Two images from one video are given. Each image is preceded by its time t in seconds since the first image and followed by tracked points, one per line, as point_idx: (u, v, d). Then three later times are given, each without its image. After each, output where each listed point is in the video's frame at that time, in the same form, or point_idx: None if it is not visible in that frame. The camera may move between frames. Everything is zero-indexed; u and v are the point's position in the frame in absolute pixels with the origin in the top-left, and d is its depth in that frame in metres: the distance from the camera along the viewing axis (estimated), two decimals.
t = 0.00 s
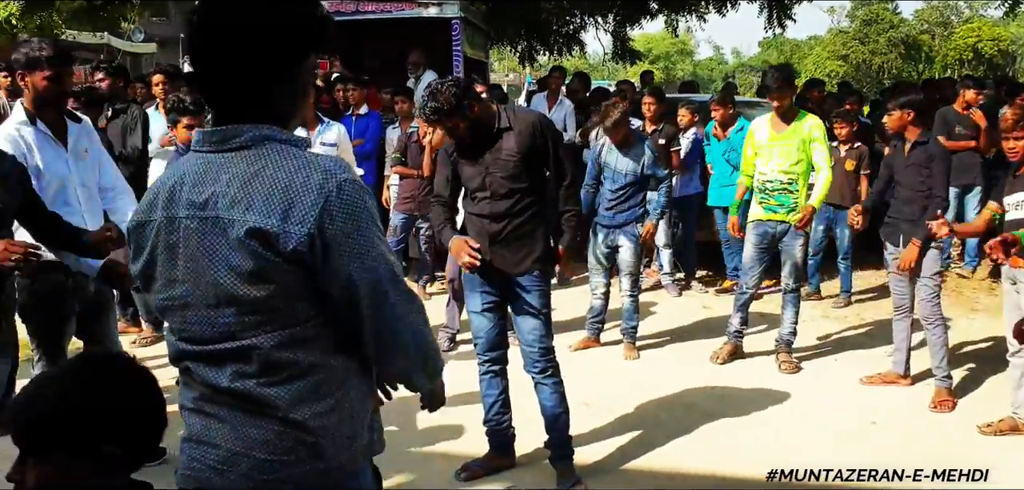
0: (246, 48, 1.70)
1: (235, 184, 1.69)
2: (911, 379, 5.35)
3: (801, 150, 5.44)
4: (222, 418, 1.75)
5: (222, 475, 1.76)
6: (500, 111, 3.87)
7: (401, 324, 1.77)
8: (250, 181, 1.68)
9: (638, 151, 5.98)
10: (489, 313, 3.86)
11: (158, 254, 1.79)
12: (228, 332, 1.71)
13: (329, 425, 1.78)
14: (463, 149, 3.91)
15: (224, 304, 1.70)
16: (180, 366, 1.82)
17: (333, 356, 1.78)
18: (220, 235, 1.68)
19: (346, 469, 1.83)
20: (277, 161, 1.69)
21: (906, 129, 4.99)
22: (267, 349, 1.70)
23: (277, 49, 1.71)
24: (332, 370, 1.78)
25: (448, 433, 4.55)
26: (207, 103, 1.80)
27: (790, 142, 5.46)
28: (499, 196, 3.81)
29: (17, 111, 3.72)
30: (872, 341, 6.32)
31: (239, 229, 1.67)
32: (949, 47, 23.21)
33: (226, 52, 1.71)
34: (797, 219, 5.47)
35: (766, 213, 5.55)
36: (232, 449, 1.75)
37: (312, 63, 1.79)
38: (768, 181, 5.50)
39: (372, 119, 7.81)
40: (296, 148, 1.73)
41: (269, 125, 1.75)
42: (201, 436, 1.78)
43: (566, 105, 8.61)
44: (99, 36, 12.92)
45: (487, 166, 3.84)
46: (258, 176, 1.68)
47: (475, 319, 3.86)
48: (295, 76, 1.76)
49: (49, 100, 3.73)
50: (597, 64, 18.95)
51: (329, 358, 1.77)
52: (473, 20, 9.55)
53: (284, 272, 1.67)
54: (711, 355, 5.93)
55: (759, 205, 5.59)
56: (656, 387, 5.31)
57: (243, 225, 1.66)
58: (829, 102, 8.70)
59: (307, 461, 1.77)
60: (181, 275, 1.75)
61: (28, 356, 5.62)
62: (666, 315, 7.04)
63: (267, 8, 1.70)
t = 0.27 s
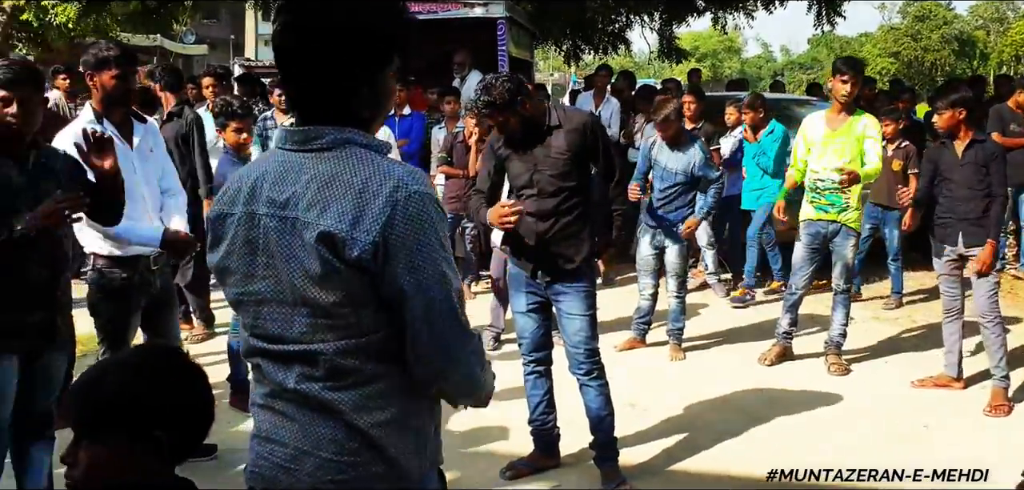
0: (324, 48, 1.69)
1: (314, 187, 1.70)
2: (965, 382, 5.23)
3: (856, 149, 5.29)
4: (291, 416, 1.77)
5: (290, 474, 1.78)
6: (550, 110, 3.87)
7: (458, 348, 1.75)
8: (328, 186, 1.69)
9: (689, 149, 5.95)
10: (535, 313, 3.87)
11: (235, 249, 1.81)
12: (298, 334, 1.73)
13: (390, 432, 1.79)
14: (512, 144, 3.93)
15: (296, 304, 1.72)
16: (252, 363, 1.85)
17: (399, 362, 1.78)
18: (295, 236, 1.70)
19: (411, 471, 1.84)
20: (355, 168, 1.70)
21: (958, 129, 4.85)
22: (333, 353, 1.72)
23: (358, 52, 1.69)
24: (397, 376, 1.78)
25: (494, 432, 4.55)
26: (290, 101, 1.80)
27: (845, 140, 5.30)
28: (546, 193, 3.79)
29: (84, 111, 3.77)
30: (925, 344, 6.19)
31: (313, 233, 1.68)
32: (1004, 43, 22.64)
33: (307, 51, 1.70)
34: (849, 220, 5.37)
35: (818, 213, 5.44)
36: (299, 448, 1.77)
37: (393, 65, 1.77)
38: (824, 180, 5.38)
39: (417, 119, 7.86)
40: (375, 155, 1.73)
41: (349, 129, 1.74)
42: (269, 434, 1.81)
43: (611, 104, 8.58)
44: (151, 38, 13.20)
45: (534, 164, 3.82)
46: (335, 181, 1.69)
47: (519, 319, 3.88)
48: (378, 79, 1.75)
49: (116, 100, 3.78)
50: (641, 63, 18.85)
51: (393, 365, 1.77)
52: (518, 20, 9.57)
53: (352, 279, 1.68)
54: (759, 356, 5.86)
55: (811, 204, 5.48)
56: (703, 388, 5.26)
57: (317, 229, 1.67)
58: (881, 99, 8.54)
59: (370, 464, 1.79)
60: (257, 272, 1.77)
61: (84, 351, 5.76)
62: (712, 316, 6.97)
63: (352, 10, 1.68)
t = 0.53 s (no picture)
0: (392, 48, 1.69)
1: (386, 188, 1.71)
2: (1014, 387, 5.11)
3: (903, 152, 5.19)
4: (353, 422, 1.78)
5: (357, 482, 1.77)
6: (599, 108, 3.85)
7: (524, 358, 1.74)
8: (402, 186, 1.70)
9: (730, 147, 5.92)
10: (578, 315, 3.87)
11: (300, 251, 1.82)
12: (365, 337, 1.73)
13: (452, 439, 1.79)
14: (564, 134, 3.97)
15: (364, 306, 1.72)
16: (313, 366, 1.86)
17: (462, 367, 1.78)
18: (367, 237, 1.71)
19: (475, 477, 1.84)
20: (428, 170, 1.71)
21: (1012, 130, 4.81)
22: (400, 356, 1.72)
23: (428, 51, 1.70)
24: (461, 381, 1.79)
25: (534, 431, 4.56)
26: (355, 102, 1.81)
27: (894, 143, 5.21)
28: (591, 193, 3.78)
29: (149, 108, 3.83)
30: (973, 347, 6.06)
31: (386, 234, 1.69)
32: None
33: (376, 51, 1.70)
34: (899, 220, 5.29)
35: (867, 214, 5.36)
36: (360, 454, 1.77)
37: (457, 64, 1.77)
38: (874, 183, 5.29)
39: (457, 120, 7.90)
40: (446, 156, 1.74)
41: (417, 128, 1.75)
42: (330, 441, 1.81)
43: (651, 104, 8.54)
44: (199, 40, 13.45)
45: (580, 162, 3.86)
46: (410, 182, 1.70)
47: (564, 321, 3.88)
48: (444, 77, 1.76)
49: (180, 98, 3.83)
50: (684, 62, 18.72)
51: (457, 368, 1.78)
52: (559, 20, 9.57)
53: (425, 281, 1.68)
54: (803, 358, 5.79)
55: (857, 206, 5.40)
56: (743, 390, 5.22)
57: (390, 230, 1.68)
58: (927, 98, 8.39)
59: (432, 471, 1.78)
60: (322, 275, 1.77)
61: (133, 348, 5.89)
62: (755, 318, 6.91)
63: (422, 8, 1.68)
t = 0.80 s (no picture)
0: (466, 46, 1.70)
1: (460, 186, 1.72)
2: None
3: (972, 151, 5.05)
4: (424, 426, 1.79)
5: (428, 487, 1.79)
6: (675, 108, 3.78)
7: (610, 350, 1.78)
8: (476, 184, 1.71)
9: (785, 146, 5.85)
10: (643, 318, 3.85)
11: (369, 252, 1.83)
12: (440, 336, 1.74)
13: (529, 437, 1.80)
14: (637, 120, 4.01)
15: (439, 306, 1.72)
16: (381, 368, 1.87)
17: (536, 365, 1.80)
18: (440, 236, 1.71)
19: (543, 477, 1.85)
20: (502, 165, 1.72)
21: None
22: (478, 356, 1.73)
23: (500, 48, 1.71)
24: (535, 379, 1.80)
25: (590, 432, 4.55)
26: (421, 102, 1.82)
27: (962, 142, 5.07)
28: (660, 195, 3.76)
29: (231, 108, 3.92)
30: None
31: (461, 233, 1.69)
32: None
33: (447, 50, 1.70)
34: (963, 220, 5.18)
35: (931, 214, 5.24)
36: (431, 458, 1.79)
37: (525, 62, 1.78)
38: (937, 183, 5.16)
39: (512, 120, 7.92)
40: (518, 152, 1.75)
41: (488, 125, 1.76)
42: (400, 449, 1.83)
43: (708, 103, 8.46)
44: (261, 43, 13.74)
45: (652, 160, 3.81)
46: (484, 179, 1.71)
47: (630, 323, 3.87)
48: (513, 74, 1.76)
49: (260, 100, 3.94)
50: (742, 60, 18.49)
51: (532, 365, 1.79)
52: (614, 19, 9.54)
53: (503, 277, 1.69)
54: (864, 361, 5.67)
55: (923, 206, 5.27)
56: (802, 393, 5.14)
57: (466, 228, 1.69)
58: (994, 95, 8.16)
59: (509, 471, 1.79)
60: (391, 276, 1.77)
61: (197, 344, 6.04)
62: (815, 321, 6.80)
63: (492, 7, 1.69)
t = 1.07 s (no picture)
0: (556, 47, 1.63)
1: (541, 187, 1.64)
2: None
3: None
4: (493, 432, 1.70)
5: None
6: (761, 107, 3.68)
7: (689, 367, 1.66)
8: (558, 186, 1.63)
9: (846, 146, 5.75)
10: (716, 323, 3.81)
11: (439, 251, 1.74)
12: (515, 341, 1.66)
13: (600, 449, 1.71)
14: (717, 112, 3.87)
15: (515, 311, 1.65)
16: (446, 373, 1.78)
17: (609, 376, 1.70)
18: (520, 238, 1.63)
19: None
20: (586, 167, 1.64)
21: None
22: (552, 363, 1.65)
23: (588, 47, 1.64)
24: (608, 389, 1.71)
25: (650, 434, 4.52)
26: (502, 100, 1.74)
27: None
28: (738, 199, 3.72)
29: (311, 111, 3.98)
30: None
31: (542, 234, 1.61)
32: None
33: (536, 49, 1.64)
34: None
35: (998, 212, 5.09)
36: (501, 465, 1.69)
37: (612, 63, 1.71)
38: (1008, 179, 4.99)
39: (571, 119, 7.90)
40: (602, 155, 1.67)
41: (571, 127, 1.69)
42: (467, 453, 1.73)
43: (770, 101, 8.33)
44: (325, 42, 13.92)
45: (732, 159, 3.74)
46: (566, 180, 1.63)
47: (701, 328, 3.82)
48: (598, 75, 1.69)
49: (341, 104, 4.00)
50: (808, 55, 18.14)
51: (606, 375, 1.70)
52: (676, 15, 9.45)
53: (583, 283, 1.60)
54: (931, 364, 5.53)
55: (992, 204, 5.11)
56: (866, 397, 5.03)
57: (547, 230, 1.61)
58: None
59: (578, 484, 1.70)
60: (466, 276, 1.70)
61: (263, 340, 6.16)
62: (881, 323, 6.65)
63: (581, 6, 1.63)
